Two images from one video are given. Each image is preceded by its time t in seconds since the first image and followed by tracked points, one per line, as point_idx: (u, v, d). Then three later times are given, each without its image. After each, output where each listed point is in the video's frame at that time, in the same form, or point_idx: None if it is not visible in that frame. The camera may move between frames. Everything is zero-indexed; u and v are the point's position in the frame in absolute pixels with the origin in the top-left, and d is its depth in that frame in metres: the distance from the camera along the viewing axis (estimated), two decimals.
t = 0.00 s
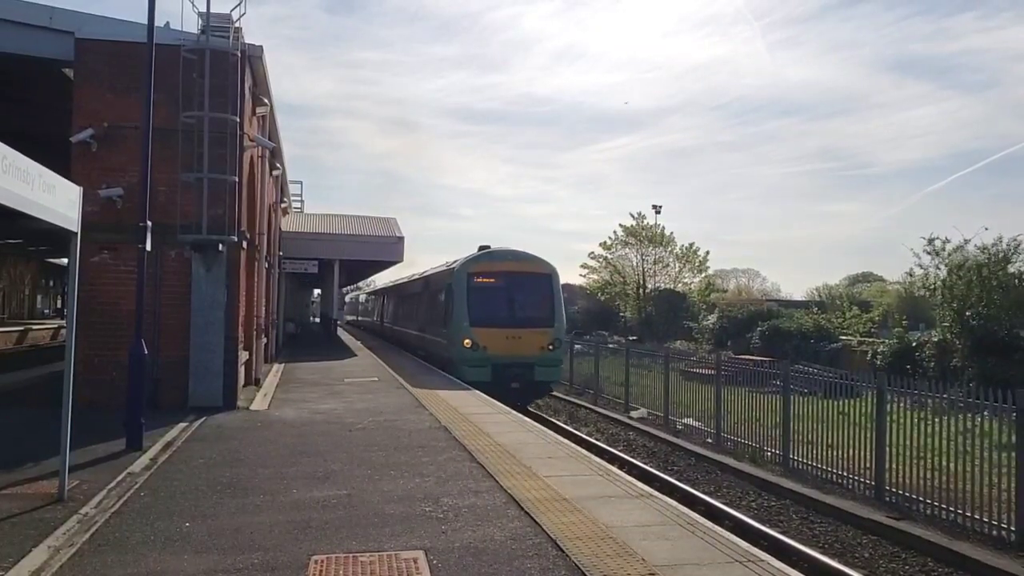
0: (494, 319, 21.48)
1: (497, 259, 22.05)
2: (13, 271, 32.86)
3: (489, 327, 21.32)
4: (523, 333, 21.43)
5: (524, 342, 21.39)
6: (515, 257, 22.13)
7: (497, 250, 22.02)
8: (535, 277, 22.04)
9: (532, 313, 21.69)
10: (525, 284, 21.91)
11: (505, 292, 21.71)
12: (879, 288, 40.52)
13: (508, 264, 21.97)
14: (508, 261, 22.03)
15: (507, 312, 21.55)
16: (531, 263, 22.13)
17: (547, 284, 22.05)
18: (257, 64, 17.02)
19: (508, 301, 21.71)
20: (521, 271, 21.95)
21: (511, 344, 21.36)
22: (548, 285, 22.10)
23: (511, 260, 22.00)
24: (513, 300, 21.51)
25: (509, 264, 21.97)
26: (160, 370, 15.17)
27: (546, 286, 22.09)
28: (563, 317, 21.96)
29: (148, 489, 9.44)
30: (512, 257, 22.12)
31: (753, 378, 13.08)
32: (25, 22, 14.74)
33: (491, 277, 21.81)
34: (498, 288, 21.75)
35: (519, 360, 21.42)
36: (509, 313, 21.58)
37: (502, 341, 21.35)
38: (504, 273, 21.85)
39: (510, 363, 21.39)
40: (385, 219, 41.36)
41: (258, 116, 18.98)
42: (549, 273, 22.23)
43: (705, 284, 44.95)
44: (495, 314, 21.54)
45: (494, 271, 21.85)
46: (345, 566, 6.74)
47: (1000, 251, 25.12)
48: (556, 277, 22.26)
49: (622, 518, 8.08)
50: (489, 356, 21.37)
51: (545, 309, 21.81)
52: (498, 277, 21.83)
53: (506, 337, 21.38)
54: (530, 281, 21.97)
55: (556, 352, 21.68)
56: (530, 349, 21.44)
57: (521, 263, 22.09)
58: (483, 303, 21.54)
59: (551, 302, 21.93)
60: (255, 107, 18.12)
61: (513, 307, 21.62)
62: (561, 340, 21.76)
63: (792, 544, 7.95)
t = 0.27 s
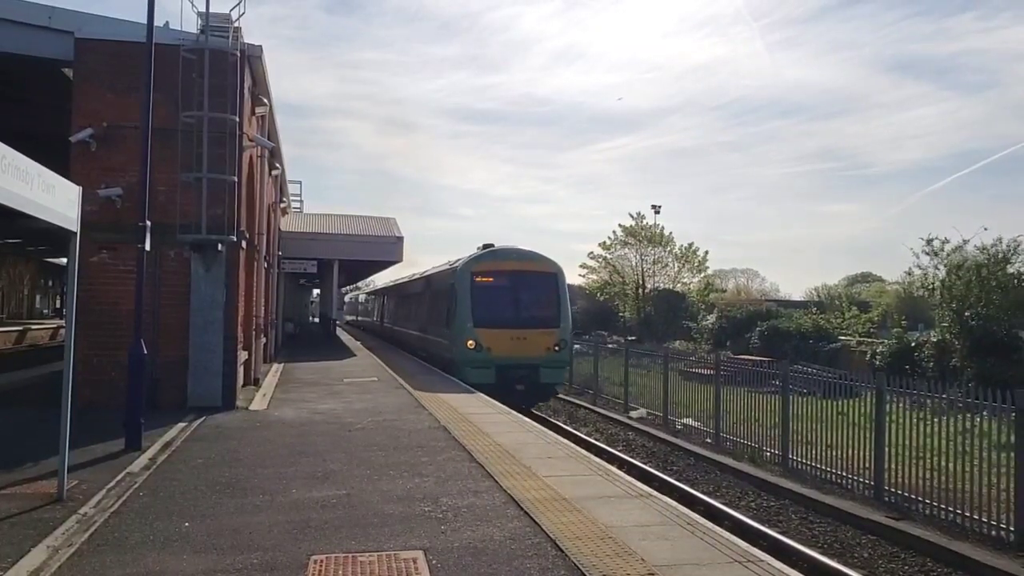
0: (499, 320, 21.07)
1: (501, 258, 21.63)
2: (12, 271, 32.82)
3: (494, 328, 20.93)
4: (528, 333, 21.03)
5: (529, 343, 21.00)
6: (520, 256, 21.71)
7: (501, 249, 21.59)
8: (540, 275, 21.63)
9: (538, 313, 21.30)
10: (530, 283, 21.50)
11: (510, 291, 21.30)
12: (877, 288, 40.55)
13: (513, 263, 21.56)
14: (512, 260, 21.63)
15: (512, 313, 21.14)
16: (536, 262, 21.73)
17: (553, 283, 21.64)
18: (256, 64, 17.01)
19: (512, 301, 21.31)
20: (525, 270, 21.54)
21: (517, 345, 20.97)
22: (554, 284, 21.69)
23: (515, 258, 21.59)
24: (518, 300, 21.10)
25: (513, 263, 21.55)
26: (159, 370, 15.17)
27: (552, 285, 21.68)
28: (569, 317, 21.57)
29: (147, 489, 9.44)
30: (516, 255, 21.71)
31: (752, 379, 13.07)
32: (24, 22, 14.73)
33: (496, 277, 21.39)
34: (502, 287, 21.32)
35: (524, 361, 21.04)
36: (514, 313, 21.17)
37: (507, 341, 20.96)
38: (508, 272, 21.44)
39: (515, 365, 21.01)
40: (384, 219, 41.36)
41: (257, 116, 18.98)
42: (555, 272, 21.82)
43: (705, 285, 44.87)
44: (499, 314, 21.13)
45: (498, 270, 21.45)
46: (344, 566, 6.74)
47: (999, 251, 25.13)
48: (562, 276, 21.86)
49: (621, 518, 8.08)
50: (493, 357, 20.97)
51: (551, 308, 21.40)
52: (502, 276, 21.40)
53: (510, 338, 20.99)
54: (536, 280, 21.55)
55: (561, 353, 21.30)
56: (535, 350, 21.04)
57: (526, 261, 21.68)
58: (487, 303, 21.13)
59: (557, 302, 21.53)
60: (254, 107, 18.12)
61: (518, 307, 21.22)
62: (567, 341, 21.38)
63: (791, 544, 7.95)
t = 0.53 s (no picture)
0: (502, 320, 20.62)
1: (505, 257, 21.22)
2: (9, 270, 32.73)
3: (497, 330, 20.47)
4: (532, 334, 20.59)
5: (533, 344, 20.54)
6: (524, 255, 21.29)
7: (504, 247, 21.18)
8: (545, 275, 21.20)
9: (542, 313, 20.87)
10: (534, 283, 21.07)
11: (514, 290, 20.87)
12: (875, 289, 40.56)
13: (516, 262, 21.15)
14: (516, 259, 21.22)
15: (516, 313, 20.70)
16: (540, 261, 21.32)
17: (557, 283, 21.23)
18: (254, 63, 16.99)
19: (516, 301, 20.87)
20: (530, 269, 21.12)
21: (521, 347, 20.51)
22: (559, 284, 21.27)
23: (519, 257, 21.19)
24: (522, 299, 20.68)
25: (517, 262, 21.14)
26: (156, 370, 15.13)
27: (556, 284, 21.26)
28: (575, 317, 21.14)
29: (143, 489, 9.41)
30: (519, 254, 21.31)
31: (750, 379, 13.06)
32: (21, 20, 14.70)
33: (499, 276, 20.96)
34: (506, 287, 20.89)
35: (528, 363, 20.58)
36: (518, 313, 20.73)
37: (511, 343, 20.51)
38: (512, 271, 21.02)
39: (519, 367, 20.55)
40: (381, 219, 41.32)
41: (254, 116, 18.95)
42: (560, 271, 21.42)
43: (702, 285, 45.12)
44: (503, 314, 20.69)
45: (502, 269, 21.02)
46: (342, 567, 6.71)
47: (997, 252, 25.14)
48: (567, 275, 21.46)
49: (619, 518, 8.07)
50: (497, 359, 20.52)
51: (556, 308, 20.98)
52: (506, 275, 20.97)
53: (514, 339, 20.54)
54: (540, 279, 21.12)
55: (566, 355, 20.81)
56: (539, 352, 20.57)
57: (530, 260, 21.28)
58: (491, 302, 20.69)
59: (562, 301, 21.11)
60: (252, 107, 18.09)
61: (522, 307, 20.79)
62: (572, 342, 20.94)
63: (788, 545, 7.94)
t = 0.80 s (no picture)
0: (507, 320, 19.97)
1: (508, 255, 20.62)
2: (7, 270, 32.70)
3: (501, 330, 19.84)
4: (537, 335, 19.96)
5: (539, 346, 19.93)
6: (528, 253, 20.69)
7: (509, 245, 20.58)
8: (550, 274, 20.59)
9: (548, 313, 20.24)
10: (539, 282, 20.44)
11: (519, 290, 20.24)
12: (873, 290, 40.60)
13: (521, 261, 20.55)
14: (520, 257, 20.61)
15: (521, 313, 20.07)
16: (545, 260, 20.73)
17: (563, 281, 20.62)
18: (252, 63, 16.99)
19: (521, 301, 20.23)
20: (534, 268, 20.50)
21: (526, 348, 19.90)
22: (565, 283, 20.66)
23: (523, 255, 20.58)
24: (527, 299, 20.04)
25: (521, 261, 20.53)
26: (154, 370, 15.12)
27: (562, 284, 20.64)
28: (581, 318, 20.52)
29: (141, 489, 9.41)
30: (523, 253, 20.70)
31: (748, 380, 13.07)
32: (19, 20, 14.68)
33: (503, 275, 20.33)
34: (510, 286, 20.25)
35: (534, 365, 19.95)
36: (523, 313, 20.09)
37: (515, 344, 19.89)
38: (516, 270, 20.41)
39: (523, 369, 19.93)
40: (380, 219, 41.25)
41: (253, 115, 18.94)
42: (565, 270, 20.82)
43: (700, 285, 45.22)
44: (507, 315, 20.05)
45: (505, 268, 20.41)
46: (339, 567, 6.71)
47: (995, 253, 25.17)
48: (573, 274, 20.86)
49: (617, 518, 8.07)
50: (502, 361, 19.87)
51: (562, 308, 20.36)
52: (510, 274, 20.35)
53: (519, 341, 19.92)
54: (545, 278, 20.50)
55: (572, 357, 20.19)
56: (544, 353, 19.96)
57: (534, 259, 20.67)
58: (495, 302, 20.05)
59: (568, 301, 20.48)
60: (250, 106, 18.08)
61: (527, 307, 20.14)
62: (579, 343, 20.32)
63: (786, 545, 7.95)
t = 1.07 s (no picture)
0: (512, 321, 19.28)
1: (513, 253, 19.88)
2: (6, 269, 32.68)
3: (505, 330, 19.14)
4: (543, 336, 19.24)
5: (545, 346, 19.20)
6: (534, 251, 19.95)
7: (514, 242, 19.84)
8: (556, 272, 19.84)
9: (554, 313, 19.52)
10: (545, 281, 19.70)
11: (524, 289, 19.51)
12: (872, 289, 40.62)
13: (526, 259, 19.83)
14: (525, 255, 19.88)
15: (526, 313, 19.35)
16: (551, 258, 19.99)
17: (569, 280, 19.86)
18: (251, 62, 16.97)
19: (526, 300, 19.49)
20: (540, 266, 19.75)
21: (531, 348, 19.17)
22: (572, 282, 19.91)
23: (528, 253, 19.84)
24: (532, 298, 19.31)
25: (526, 259, 19.79)
26: (152, 369, 15.10)
27: (569, 282, 19.91)
28: (589, 317, 19.78)
29: (140, 489, 9.39)
30: (528, 250, 19.95)
31: (747, 379, 13.06)
32: (17, 19, 14.66)
33: (508, 274, 19.60)
34: (516, 285, 19.53)
35: (540, 366, 19.22)
36: (529, 313, 19.36)
37: (521, 345, 19.17)
38: (521, 269, 19.67)
39: (529, 371, 19.21)
40: (380, 219, 41.14)
41: (251, 115, 18.93)
42: (572, 268, 20.09)
43: (699, 285, 45.25)
44: (512, 315, 19.34)
45: (510, 267, 19.67)
46: (338, 566, 6.70)
47: (994, 252, 25.19)
48: (579, 272, 20.12)
49: (615, 518, 8.06)
50: (507, 362, 19.17)
51: (568, 307, 19.63)
52: (515, 273, 19.62)
53: (525, 341, 19.20)
54: (551, 276, 19.74)
55: (580, 358, 19.43)
56: (551, 354, 19.23)
57: (540, 256, 19.92)
58: (499, 302, 19.32)
59: (575, 300, 19.75)
60: (249, 105, 18.06)
61: (532, 307, 19.42)
62: (586, 344, 19.57)
63: (785, 545, 7.95)
